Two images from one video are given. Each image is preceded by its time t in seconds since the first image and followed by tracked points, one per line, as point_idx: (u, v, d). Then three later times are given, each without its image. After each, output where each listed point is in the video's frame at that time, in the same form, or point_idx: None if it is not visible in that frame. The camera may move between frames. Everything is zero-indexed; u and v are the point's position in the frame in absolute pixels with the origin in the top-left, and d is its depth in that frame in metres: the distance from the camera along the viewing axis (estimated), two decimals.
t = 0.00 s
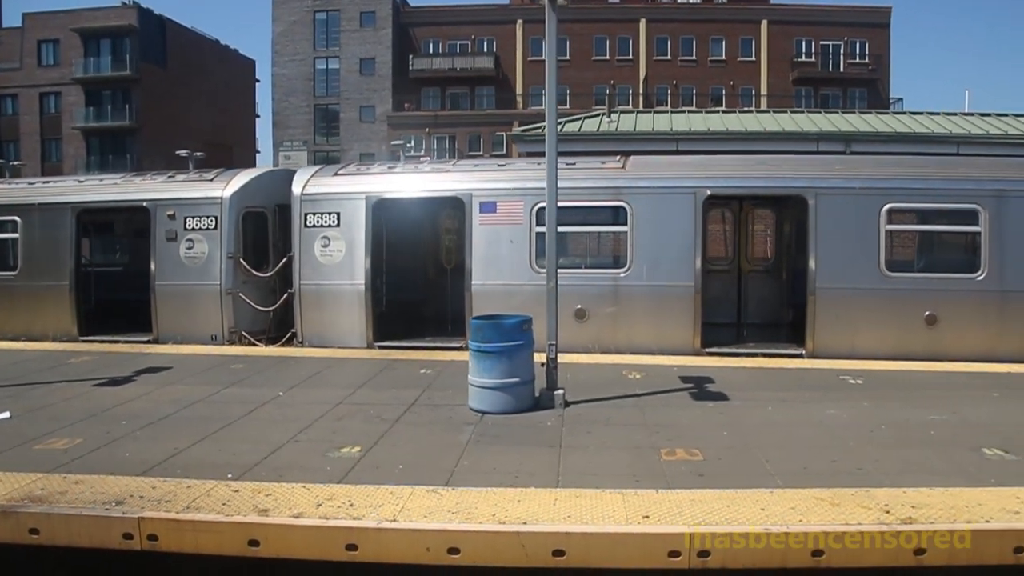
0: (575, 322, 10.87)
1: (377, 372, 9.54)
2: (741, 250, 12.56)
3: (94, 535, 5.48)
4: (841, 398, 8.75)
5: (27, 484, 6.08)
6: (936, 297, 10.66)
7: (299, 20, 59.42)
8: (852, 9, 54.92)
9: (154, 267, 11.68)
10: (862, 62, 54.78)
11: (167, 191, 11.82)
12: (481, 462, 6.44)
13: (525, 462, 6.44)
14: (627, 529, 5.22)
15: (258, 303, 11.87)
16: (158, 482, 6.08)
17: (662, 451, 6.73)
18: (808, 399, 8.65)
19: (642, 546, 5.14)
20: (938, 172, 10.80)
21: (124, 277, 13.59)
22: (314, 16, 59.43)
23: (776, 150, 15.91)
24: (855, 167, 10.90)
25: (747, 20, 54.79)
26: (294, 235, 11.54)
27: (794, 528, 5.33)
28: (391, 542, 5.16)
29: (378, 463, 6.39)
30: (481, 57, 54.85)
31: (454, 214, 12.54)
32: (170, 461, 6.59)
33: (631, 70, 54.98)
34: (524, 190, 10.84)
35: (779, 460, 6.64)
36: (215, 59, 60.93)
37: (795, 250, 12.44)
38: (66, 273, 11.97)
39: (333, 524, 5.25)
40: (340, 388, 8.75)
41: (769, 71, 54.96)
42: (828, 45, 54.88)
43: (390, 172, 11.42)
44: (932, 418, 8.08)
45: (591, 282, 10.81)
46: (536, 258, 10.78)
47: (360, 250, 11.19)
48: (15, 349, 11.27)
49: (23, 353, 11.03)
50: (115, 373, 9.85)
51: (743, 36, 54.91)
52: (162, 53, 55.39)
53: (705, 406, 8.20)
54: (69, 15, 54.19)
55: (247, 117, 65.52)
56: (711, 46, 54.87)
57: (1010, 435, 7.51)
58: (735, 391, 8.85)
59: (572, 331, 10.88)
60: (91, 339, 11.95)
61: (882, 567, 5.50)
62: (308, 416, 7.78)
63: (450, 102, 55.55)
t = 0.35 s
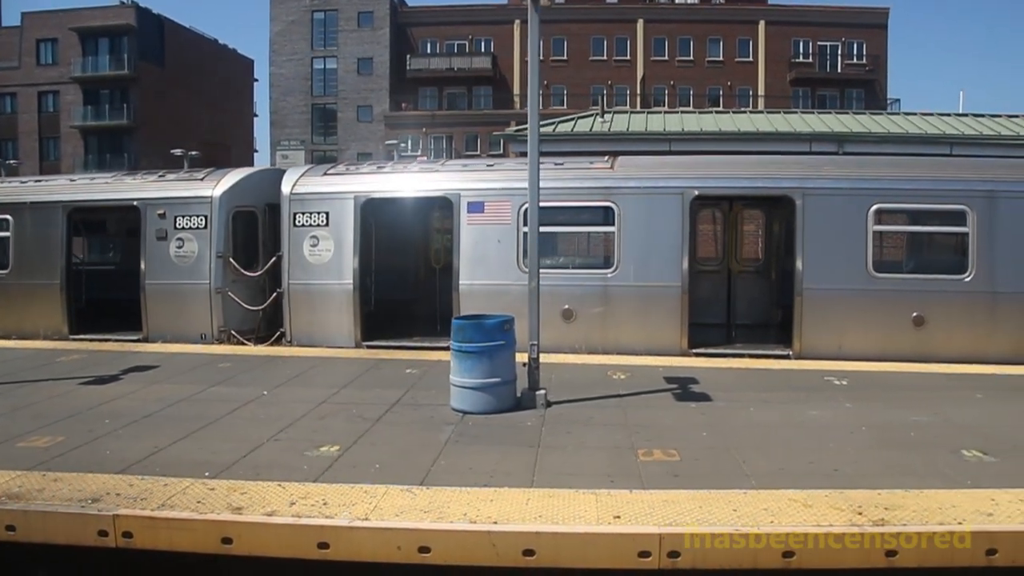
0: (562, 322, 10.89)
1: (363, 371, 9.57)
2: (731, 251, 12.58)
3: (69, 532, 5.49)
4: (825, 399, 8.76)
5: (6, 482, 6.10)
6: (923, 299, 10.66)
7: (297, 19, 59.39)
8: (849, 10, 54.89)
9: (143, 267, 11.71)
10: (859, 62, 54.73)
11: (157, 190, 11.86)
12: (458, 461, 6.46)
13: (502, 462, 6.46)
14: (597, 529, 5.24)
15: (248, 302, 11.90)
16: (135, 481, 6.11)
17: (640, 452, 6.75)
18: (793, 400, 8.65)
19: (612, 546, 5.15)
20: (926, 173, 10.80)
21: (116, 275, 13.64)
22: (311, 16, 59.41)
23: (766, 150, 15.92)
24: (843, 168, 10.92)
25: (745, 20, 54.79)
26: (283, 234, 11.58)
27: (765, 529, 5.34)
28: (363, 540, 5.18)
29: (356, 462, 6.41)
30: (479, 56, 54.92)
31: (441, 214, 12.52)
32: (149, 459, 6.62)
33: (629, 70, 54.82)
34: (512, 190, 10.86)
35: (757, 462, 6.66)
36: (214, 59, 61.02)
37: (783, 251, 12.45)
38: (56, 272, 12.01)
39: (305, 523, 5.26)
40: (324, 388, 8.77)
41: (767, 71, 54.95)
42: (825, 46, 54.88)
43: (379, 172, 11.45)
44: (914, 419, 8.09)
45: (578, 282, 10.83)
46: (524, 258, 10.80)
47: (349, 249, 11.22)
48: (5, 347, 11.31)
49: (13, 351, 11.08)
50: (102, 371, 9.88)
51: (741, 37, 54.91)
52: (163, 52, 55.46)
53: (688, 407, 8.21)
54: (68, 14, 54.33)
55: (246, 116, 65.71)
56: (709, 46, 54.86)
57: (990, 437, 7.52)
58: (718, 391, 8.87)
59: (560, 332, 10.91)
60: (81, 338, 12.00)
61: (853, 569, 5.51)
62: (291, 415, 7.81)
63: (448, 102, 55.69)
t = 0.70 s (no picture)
0: (550, 322, 10.93)
1: (350, 372, 9.62)
2: (720, 250, 12.61)
3: (47, 531, 5.53)
4: (809, 398, 8.78)
5: None
6: (910, 297, 10.68)
7: (294, 21, 59.50)
8: (845, 9, 54.88)
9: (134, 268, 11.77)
10: (855, 61, 54.69)
11: (148, 192, 11.92)
12: (435, 461, 6.50)
13: (479, 461, 6.50)
14: (569, 528, 5.27)
15: (238, 303, 11.96)
16: (116, 480, 6.16)
17: (618, 451, 6.78)
18: (776, 399, 8.67)
19: (583, 544, 5.18)
20: (912, 172, 10.82)
21: (110, 277, 13.71)
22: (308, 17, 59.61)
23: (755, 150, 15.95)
24: (828, 167, 10.95)
25: (741, 20, 54.81)
26: (273, 236, 11.63)
27: (736, 527, 5.36)
28: (336, 539, 5.22)
29: (334, 462, 6.46)
30: (475, 57, 55.02)
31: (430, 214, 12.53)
32: (131, 459, 6.68)
33: (625, 70, 54.96)
34: (499, 191, 10.91)
35: (734, 461, 6.69)
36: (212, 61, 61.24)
37: (772, 250, 12.47)
38: (48, 274, 12.08)
39: (279, 522, 5.31)
40: (309, 388, 8.82)
41: (763, 71, 54.92)
42: (821, 45, 54.81)
43: (368, 174, 11.50)
44: (895, 418, 8.11)
45: (565, 282, 10.87)
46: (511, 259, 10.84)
47: (338, 250, 11.27)
48: None
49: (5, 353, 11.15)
50: (90, 373, 9.94)
51: (736, 36, 54.91)
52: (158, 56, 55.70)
53: (671, 406, 8.24)
54: (66, 17, 54.54)
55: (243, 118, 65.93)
56: (705, 46, 54.89)
57: (970, 435, 7.54)
58: (702, 391, 8.90)
59: (547, 332, 10.95)
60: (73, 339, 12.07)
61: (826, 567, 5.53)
62: (274, 415, 7.86)
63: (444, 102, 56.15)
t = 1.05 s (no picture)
0: (539, 322, 10.97)
1: (338, 373, 9.66)
2: (711, 249, 12.63)
3: (30, 533, 5.58)
4: (794, 396, 8.81)
5: None
6: (898, 294, 10.70)
7: (291, 23, 59.71)
8: (839, 6, 54.84)
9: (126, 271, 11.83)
10: (850, 59, 54.65)
11: (139, 196, 11.98)
12: (417, 461, 6.54)
13: (461, 461, 6.54)
14: (545, 527, 5.31)
15: (229, 305, 12.01)
16: (99, 483, 6.21)
17: (599, 450, 6.82)
18: (761, 397, 8.69)
19: (559, 543, 5.22)
20: (899, 169, 10.84)
21: (103, 279, 13.79)
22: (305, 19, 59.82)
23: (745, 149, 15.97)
24: (815, 165, 10.97)
25: (736, 18, 54.80)
26: (263, 238, 11.69)
27: (711, 524, 5.39)
28: (314, 539, 5.26)
29: (316, 463, 6.50)
30: (471, 58, 55.08)
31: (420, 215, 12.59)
32: (115, 461, 6.73)
33: (620, 70, 55.05)
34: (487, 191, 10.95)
35: (715, 459, 6.72)
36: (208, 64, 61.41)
37: (761, 248, 12.49)
38: (41, 278, 12.14)
39: (257, 523, 5.35)
40: (297, 389, 8.86)
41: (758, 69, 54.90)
42: (816, 43, 54.78)
43: (357, 175, 11.55)
44: (879, 415, 8.13)
45: (554, 282, 10.90)
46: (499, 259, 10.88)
47: (328, 251, 11.32)
48: None
49: None
50: (81, 375, 10.00)
51: (732, 35, 54.91)
52: (155, 60, 55.90)
53: (656, 405, 8.27)
54: (63, 21, 54.69)
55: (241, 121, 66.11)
56: (700, 44, 54.89)
57: (952, 432, 7.56)
58: (688, 389, 8.92)
59: (536, 331, 10.99)
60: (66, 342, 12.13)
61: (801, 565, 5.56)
62: (260, 416, 7.90)
63: (440, 104, 56.04)
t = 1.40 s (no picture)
0: (532, 322, 10.99)
1: (331, 373, 9.69)
2: (705, 249, 12.64)
3: (19, 532, 5.61)
4: (786, 395, 8.82)
5: None
6: (891, 294, 10.71)
7: (290, 24, 59.78)
8: (838, 5, 54.77)
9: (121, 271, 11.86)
10: (849, 58, 54.59)
11: (134, 196, 12.00)
12: (406, 461, 6.56)
13: (449, 461, 6.56)
14: (530, 527, 5.33)
15: (224, 306, 12.05)
16: (90, 482, 6.24)
17: (588, 450, 6.84)
18: (752, 397, 8.71)
19: (544, 542, 5.24)
20: (893, 169, 10.84)
21: (98, 280, 13.85)
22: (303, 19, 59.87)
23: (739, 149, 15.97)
24: (809, 165, 10.98)
25: (734, 18, 54.77)
26: (258, 238, 11.71)
27: (697, 523, 5.41)
28: (300, 538, 5.29)
29: (305, 462, 6.53)
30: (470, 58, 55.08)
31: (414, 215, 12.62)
32: (106, 461, 6.76)
33: (619, 70, 55.03)
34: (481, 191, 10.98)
35: (704, 458, 6.74)
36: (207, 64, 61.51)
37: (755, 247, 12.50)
38: (36, 278, 12.18)
39: (245, 522, 5.37)
40: (290, 389, 8.89)
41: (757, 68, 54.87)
42: (814, 42, 54.79)
43: (351, 176, 11.57)
44: (870, 414, 8.14)
45: (547, 282, 10.92)
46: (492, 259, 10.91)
47: (322, 252, 11.35)
48: None
49: None
50: (75, 375, 10.04)
51: (730, 34, 54.88)
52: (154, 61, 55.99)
53: (647, 404, 8.30)
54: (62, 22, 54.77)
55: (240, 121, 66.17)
56: (699, 44, 54.87)
57: (942, 431, 7.56)
58: (680, 389, 8.94)
59: (529, 331, 11.01)
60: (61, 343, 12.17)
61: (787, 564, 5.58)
62: (252, 416, 7.93)
63: (439, 104, 55.78)
